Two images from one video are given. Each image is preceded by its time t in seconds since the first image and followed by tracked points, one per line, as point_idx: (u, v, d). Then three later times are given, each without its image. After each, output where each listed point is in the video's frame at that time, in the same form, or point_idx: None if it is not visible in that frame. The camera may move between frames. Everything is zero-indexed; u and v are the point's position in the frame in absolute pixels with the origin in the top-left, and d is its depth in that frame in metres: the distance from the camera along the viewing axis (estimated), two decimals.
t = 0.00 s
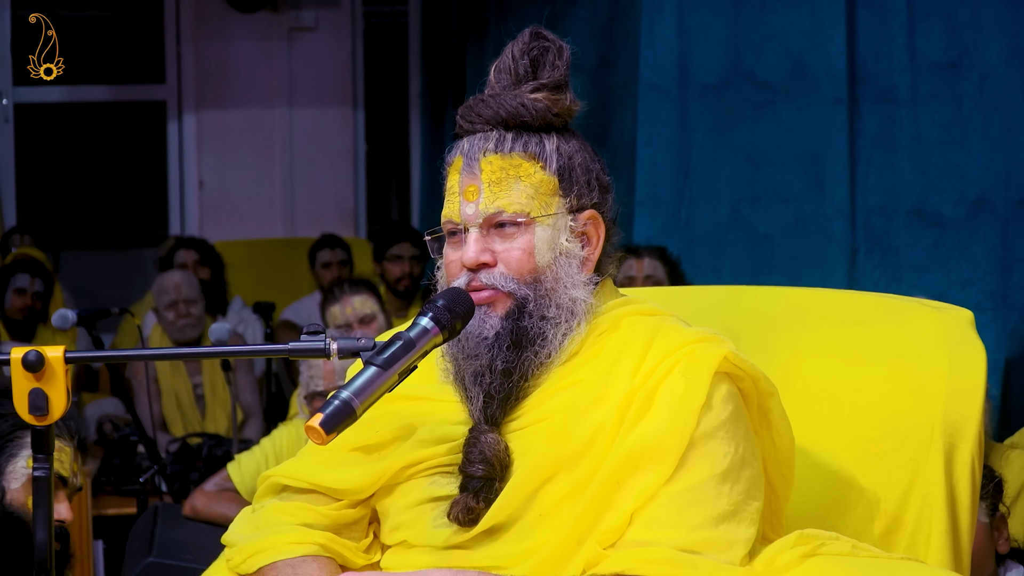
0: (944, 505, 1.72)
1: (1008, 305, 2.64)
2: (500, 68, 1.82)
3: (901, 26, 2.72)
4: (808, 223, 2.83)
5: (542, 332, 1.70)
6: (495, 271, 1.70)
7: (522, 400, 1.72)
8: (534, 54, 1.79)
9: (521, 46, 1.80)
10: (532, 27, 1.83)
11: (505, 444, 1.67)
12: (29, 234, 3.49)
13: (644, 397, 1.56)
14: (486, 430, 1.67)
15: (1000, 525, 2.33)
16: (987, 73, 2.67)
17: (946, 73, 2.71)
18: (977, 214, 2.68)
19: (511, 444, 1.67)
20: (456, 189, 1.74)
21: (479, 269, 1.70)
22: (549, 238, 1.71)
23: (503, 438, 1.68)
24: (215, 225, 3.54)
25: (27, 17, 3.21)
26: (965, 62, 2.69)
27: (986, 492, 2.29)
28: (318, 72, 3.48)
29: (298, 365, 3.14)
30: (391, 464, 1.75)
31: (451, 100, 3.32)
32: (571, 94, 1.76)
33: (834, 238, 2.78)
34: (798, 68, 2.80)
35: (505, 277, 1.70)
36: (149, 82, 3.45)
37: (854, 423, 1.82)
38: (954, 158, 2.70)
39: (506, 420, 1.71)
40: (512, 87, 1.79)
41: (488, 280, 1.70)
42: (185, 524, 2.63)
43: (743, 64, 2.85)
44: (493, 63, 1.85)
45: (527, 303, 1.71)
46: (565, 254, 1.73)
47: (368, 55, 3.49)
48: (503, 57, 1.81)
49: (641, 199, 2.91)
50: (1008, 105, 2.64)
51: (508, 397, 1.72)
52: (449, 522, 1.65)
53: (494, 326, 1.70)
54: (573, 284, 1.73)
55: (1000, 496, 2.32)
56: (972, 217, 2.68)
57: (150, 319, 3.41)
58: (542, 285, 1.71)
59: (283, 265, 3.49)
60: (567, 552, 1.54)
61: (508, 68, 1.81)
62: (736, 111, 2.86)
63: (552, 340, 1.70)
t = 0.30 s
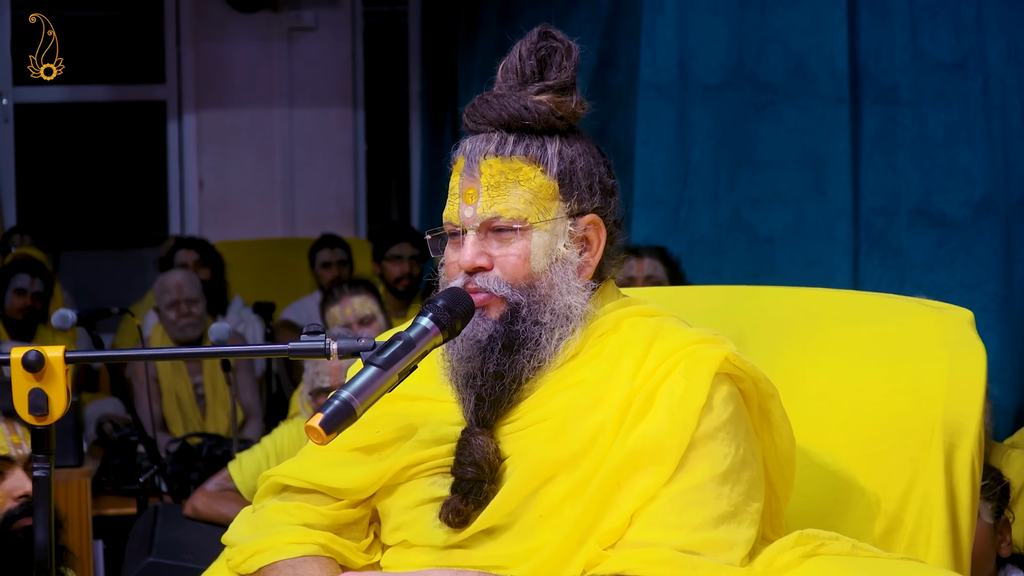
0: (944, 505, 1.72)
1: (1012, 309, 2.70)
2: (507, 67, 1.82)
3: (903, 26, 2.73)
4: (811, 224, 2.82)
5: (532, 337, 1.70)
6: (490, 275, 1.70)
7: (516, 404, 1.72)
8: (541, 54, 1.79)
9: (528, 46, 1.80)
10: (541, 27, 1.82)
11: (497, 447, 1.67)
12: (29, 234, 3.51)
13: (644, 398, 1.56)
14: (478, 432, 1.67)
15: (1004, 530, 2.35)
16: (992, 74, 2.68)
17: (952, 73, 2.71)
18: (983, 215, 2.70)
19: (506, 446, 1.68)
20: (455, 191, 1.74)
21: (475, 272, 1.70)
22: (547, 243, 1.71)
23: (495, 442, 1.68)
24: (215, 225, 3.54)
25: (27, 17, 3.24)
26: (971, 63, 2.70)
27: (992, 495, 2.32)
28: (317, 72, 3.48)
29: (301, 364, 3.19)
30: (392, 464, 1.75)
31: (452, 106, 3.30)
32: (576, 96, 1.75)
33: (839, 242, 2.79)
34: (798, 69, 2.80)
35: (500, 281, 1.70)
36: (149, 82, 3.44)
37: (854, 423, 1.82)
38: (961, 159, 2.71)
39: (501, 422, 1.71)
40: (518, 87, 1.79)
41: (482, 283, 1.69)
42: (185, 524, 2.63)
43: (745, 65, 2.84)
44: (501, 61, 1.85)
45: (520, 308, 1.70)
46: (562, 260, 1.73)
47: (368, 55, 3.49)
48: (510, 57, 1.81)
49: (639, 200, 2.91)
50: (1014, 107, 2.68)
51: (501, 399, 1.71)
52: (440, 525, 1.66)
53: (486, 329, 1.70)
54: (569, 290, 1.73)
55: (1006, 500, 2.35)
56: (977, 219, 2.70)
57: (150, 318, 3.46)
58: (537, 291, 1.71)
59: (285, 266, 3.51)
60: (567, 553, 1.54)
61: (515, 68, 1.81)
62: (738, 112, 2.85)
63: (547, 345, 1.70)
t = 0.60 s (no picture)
0: (944, 504, 1.72)
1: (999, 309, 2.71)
2: (511, 66, 1.81)
3: (904, 26, 2.73)
4: (812, 224, 2.81)
5: (531, 337, 1.70)
6: (490, 274, 1.70)
7: (515, 403, 1.71)
8: (545, 54, 1.79)
9: (532, 46, 1.80)
10: (545, 26, 1.82)
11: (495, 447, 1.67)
12: (27, 234, 3.56)
13: (645, 398, 1.55)
14: (477, 432, 1.67)
15: (1017, 531, 2.31)
16: (989, 75, 2.69)
17: (954, 74, 2.71)
18: (980, 217, 2.70)
19: (505, 446, 1.67)
20: (457, 189, 1.74)
21: (475, 271, 1.70)
22: (547, 243, 1.71)
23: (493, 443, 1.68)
24: (215, 223, 3.72)
25: (27, 17, 3.33)
26: (971, 65, 2.69)
27: (1005, 494, 2.31)
28: (316, 73, 3.73)
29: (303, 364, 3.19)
30: (392, 463, 1.75)
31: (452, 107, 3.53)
32: (579, 97, 1.75)
33: (842, 240, 2.77)
34: (799, 69, 2.80)
35: (499, 280, 1.70)
36: (149, 82, 3.66)
37: (854, 423, 1.82)
38: (960, 159, 2.70)
39: (500, 421, 1.71)
40: (522, 87, 1.78)
41: (482, 282, 1.69)
42: (186, 524, 2.63)
43: (746, 67, 2.84)
44: (505, 60, 1.84)
45: (519, 308, 1.70)
46: (562, 261, 1.73)
47: (366, 54, 3.75)
48: (514, 57, 1.81)
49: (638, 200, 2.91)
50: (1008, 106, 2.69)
51: (498, 399, 1.71)
52: (439, 524, 1.66)
53: (485, 329, 1.70)
54: (569, 291, 1.72)
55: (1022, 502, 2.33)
56: (975, 219, 2.70)
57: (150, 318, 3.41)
58: (536, 291, 1.71)
59: (290, 267, 3.59)
60: (568, 553, 1.54)
61: (518, 68, 1.80)
62: (738, 112, 2.85)
63: (546, 346, 1.70)
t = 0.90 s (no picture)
0: (943, 504, 1.72)
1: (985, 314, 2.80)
2: (517, 66, 1.81)
3: (902, 25, 2.73)
4: (810, 226, 2.81)
5: (526, 339, 1.70)
6: (485, 273, 1.70)
7: (512, 404, 1.71)
8: (552, 54, 1.78)
9: (539, 46, 1.80)
10: (554, 27, 1.81)
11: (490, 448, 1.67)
12: (25, 234, 3.58)
13: (645, 398, 1.55)
14: (471, 432, 1.67)
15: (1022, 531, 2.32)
16: (978, 77, 2.73)
17: (940, 75, 2.74)
18: (964, 218, 2.76)
19: (501, 446, 1.67)
20: (457, 188, 1.75)
21: (471, 270, 1.70)
22: (543, 245, 1.71)
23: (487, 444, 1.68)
24: (214, 222, 3.72)
25: (27, 17, 3.34)
26: (958, 67, 2.73)
27: (1011, 494, 2.30)
28: (317, 72, 3.73)
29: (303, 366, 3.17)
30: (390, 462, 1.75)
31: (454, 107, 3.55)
32: (584, 99, 1.75)
33: (839, 241, 2.78)
34: (798, 69, 2.80)
35: (494, 281, 1.70)
36: (149, 82, 3.66)
37: (854, 423, 1.82)
38: (944, 162, 2.75)
39: (496, 422, 1.71)
40: (527, 87, 1.78)
41: (477, 281, 1.69)
42: (185, 524, 2.63)
43: (745, 68, 2.84)
44: (512, 60, 1.84)
45: (513, 310, 1.70)
46: (557, 263, 1.72)
47: (367, 53, 3.75)
48: (521, 56, 1.80)
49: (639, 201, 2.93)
50: (1000, 108, 2.73)
51: (493, 400, 1.70)
52: (436, 525, 1.66)
53: (479, 330, 1.71)
54: (564, 293, 1.72)
55: None
56: (959, 220, 2.76)
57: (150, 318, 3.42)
58: (531, 293, 1.71)
59: (290, 267, 3.60)
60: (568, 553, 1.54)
61: (524, 68, 1.80)
62: (736, 113, 2.85)
63: (542, 348, 1.70)
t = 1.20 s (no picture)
0: (944, 504, 1.72)
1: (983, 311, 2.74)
2: (526, 66, 1.81)
3: (900, 25, 2.73)
4: (809, 227, 2.83)
5: (523, 341, 1.70)
6: (484, 273, 1.70)
7: (511, 405, 1.71)
8: (560, 56, 1.78)
9: (549, 46, 1.79)
10: (564, 27, 1.80)
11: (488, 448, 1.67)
12: (27, 234, 3.54)
13: (647, 398, 1.55)
14: (468, 432, 1.67)
15: (1019, 530, 2.31)
16: (973, 75, 2.71)
17: (933, 75, 2.74)
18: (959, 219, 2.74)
19: (501, 446, 1.67)
20: (460, 187, 1.75)
21: (469, 270, 1.70)
22: (542, 248, 1.71)
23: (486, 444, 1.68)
24: (214, 224, 3.59)
25: (27, 17, 3.28)
26: (950, 67, 2.73)
27: (1007, 494, 2.31)
28: (317, 71, 3.50)
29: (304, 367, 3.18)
30: (390, 462, 1.75)
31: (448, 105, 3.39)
32: (590, 102, 1.74)
33: (837, 240, 2.79)
34: (797, 68, 2.80)
35: (492, 281, 1.70)
36: (149, 82, 3.44)
37: (855, 423, 1.82)
38: (939, 164, 2.75)
39: (495, 422, 1.71)
40: (535, 88, 1.78)
41: (475, 281, 1.70)
42: (185, 524, 2.63)
43: (744, 67, 2.84)
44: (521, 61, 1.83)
45: (509, 312, 1.71)
46: (555, 266, 1.72)
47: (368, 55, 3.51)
48: (530, 57, 1.80)
49: (639, 202, 2.93)
50: (995, 104, 2.69)
51: (490, 400, 1.70)
52: (434, 525, 1.65)
53: (477, 330, 1.71)
54: (562, 296, 1.71)
55: None
56: (950, 220, 2.74)
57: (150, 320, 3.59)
58: (529, 295, 1.71)
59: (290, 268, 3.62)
60: (568, 553, 1.54)
61: (533, 68, 1.79)
62: (735, 113, 2.85)
63: (540, 350, 1.70)
